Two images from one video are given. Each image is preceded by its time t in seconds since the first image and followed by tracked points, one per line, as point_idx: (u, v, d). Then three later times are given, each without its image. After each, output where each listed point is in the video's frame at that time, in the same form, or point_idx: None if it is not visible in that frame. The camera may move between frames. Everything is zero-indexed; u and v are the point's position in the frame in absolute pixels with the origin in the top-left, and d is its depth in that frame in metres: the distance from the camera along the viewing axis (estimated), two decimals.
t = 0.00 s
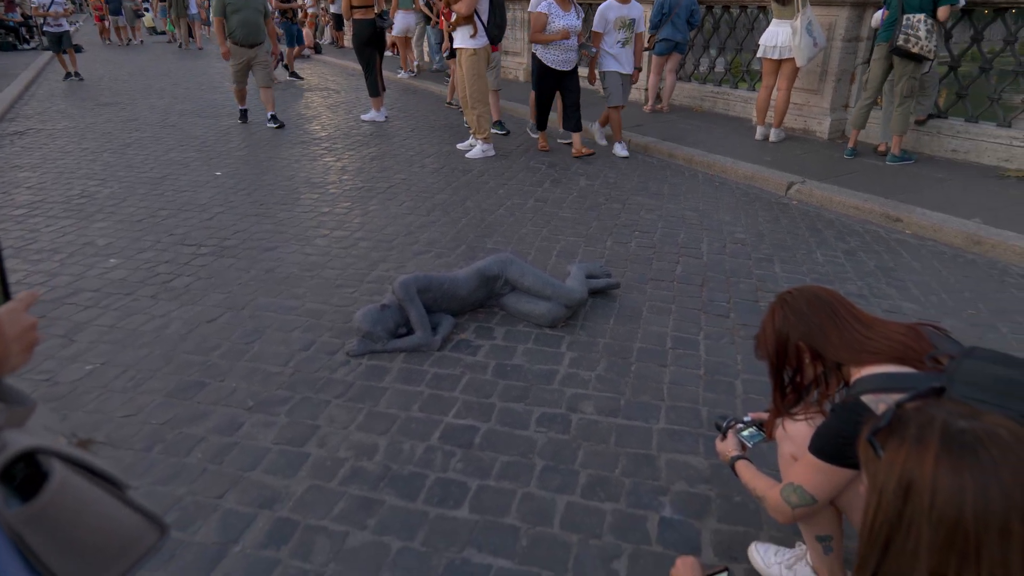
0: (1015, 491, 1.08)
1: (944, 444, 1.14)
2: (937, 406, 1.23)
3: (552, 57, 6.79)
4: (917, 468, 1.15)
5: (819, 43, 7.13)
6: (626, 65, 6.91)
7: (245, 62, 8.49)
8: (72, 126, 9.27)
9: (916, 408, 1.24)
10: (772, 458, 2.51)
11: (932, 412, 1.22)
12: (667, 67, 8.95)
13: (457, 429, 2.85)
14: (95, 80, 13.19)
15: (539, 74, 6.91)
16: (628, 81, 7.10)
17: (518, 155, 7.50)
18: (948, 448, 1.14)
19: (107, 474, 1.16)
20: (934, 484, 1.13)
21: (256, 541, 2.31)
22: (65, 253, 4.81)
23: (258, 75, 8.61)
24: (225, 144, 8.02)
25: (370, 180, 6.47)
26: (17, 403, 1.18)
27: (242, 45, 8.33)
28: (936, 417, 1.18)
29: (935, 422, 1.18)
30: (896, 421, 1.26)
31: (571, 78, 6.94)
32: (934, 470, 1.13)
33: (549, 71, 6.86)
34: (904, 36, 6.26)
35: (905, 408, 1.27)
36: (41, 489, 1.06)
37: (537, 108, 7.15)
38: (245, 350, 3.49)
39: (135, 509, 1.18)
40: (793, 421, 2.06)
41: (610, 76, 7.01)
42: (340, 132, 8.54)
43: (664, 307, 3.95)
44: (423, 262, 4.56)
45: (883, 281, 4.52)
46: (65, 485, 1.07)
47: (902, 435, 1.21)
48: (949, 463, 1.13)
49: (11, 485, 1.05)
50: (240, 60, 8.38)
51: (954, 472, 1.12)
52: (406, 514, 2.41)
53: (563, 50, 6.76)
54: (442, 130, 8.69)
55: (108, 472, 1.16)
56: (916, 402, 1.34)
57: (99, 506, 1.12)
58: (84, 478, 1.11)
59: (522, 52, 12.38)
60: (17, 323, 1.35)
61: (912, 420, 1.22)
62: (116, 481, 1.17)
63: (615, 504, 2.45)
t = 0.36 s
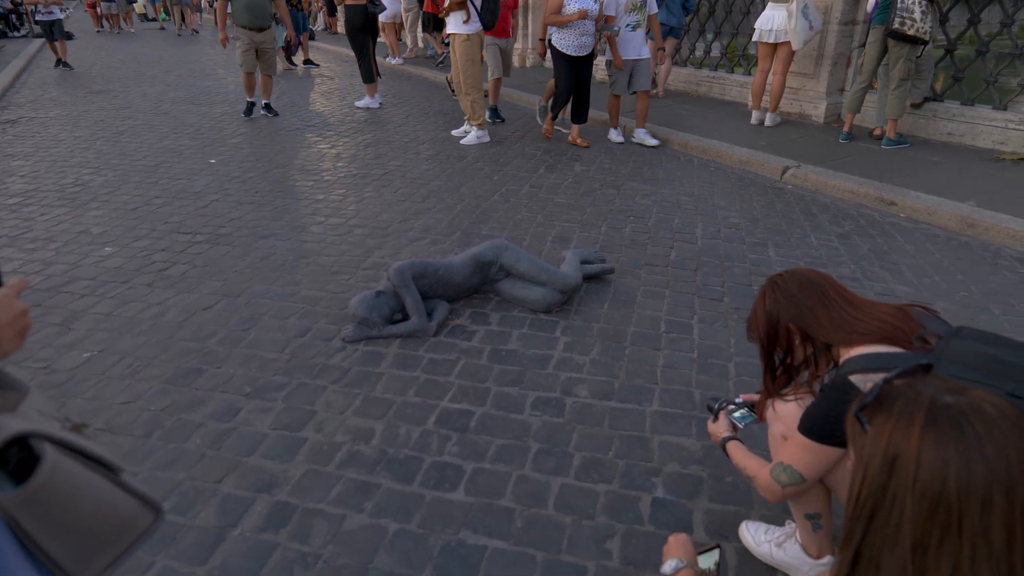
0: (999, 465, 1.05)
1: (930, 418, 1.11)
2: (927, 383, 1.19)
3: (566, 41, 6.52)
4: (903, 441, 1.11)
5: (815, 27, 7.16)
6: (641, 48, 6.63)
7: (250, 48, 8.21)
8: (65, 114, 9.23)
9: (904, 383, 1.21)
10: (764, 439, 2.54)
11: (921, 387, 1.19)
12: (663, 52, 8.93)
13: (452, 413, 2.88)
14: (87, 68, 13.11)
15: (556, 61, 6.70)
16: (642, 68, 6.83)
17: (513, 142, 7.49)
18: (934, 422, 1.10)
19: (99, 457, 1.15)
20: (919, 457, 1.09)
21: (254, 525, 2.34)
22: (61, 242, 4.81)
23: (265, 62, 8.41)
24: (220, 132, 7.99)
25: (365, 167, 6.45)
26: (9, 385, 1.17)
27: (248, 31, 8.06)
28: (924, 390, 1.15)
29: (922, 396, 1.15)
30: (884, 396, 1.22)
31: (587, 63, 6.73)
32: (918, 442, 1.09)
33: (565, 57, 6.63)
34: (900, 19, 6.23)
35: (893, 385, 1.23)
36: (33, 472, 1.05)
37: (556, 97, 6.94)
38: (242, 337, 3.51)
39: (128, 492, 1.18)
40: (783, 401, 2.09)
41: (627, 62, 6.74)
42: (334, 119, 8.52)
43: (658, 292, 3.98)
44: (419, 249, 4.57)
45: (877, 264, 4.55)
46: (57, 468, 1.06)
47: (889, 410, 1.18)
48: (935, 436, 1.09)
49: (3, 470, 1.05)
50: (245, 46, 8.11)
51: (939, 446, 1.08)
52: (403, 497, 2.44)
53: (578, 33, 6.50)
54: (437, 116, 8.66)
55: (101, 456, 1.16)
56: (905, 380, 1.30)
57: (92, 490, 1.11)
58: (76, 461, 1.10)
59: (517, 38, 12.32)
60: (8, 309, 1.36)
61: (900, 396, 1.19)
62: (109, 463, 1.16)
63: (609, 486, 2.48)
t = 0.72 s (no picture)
0: (975, 448, 1.08)
1: (908, 402, 1.14)
2: (905, 368, 1.22)
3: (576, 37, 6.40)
4: (882, 425, 1.14)
5: (809, 17, 7.15)
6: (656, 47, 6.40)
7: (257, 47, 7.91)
8: (58, 107, 9.19)
9: (885, 368, 1.23)
10: (754, 427, 2.56)
11: (900, 372, 1.21)
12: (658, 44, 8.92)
13: (446, 404, 2.90)
14: (80, 61, 13.04)
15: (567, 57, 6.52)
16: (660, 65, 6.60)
17: (507, 134, 7.49)
18: (912, 406, 1.13)
19: (89, 444, 1.16)
20: (897, 440, 1.12)
21: (249, 516, 2.35)
22: (55, 235, 4.80)
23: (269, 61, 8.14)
24: (213, 124, 7.97)
25: (359, 160, 6.45)
26: None
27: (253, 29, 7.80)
28: (902, 376, 1.18)
29: (902, 380, 1.18)
30: (865, 382, 1.25)
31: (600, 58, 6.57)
32: (897, 426, 1.12)
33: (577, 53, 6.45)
34: (894, 12, 6.25)
35: (874, 369, 1.26)
36: (23, 461, 1.06)
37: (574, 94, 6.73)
38: (237, 329, 3.52)
39: (119, 479, 1.19)
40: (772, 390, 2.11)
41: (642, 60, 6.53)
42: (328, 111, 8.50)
43: (651, 283, 4.00)
44: (413, 241, 4.58)
45: (869, 255, 4.57)
46: (47, 456, 1.07)
47: (869, 395, 1.20)
48: (913, 420, 1.12)
49: None
50: (252, 44, 7.83)
51: (917, 429, 1.11)
52: (397, 487, 2.47)
53: (588, 29, 6.38)
54: (431, 108, 8.65)
55: (93, 444, 1.17)
56: (887, 365, 1.33)
57: (83, 478, 1.12)
58: (66, 449, 1.11)
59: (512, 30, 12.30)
60: None
61: (880, 380, 1.22)
62: (99, 450, 1.17)
63: (600, 474, 2.51)
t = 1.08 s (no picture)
0: (957, 445, 1.09)
1: (892, 399, 1.14)
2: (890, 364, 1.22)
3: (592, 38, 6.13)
4: (867, 422, 1.15)
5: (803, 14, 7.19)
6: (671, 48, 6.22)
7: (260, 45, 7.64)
8: (51, 107, 9.15)
9: (870, 365, 1.24)
10: (746, 424, 2.58)
11: (884, 368, 1.22)
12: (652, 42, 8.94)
13: (440, 403, 2.91)
14: (73, 60, 12.97)
15: (580, 60, 6.26)
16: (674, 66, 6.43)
17: (502, 133, 7.48)
18: (896, 402, 1.14)
19: (78, 441, 1.15)
20: (881, 437, 1.13)
21: (243, 515, 2.35)
22: (48, 235, 4.79)
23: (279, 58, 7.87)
24: (207, 123, 7.95)
25: (353, 159, 6.44)
26: None
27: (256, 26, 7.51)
28: (886, 372, 1.18)
29: (886, 377, 1.18)
30: (850, 379, 1.25)
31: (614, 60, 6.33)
32: (880, 423, 1.13)
33: (590, 56, 6.21)
34: (888, 11, 6.27)
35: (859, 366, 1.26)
36: (11, 457, 1.05)
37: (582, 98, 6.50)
38: (231, 328, 3.52)
39: (107, 476, 1.18)
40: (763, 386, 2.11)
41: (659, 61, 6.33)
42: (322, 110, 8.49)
43: (645, 281, 4.01)
44: (407, 240, 4.58)
45: (862, 252, 4.59)
46: (35, 453, 1.06)
47: (854, 392, 1.21)
48: (897, 416, 1.13)
49: None
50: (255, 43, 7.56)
51: (900, 425, 1.12)
52: (390, 485, 2.47)
53: (604, 30, 6.13)
54: (425, 107, 8.65)
55: (82, 441, 1.16)
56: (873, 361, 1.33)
57: (71, 475, 1.12)
58: (54, 446, 1.10)
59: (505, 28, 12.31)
60: None
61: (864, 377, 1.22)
62: (88, 448, 1.16)
63: (593, 472, 2.52)
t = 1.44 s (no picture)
0: (946, 449, 1.09)
1: (881, 402, 1.14)
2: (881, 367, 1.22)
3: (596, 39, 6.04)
4: (856, 425, 1.15)
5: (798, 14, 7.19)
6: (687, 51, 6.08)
7: (271, 51, 7.37)
8: (44, 107, 9.11)
9: (860, 369, 1.24)
10: (738, 424, 2.58)
11: (875, 370, 1.22)
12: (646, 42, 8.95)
13: (432, 403, 2.90)
14: (66, 61, 12.92)
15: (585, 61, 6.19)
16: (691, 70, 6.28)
17: (496, 133, 7.48)
18: (886, 406, 1.14)
19: (62, 445, 1.13)
20: (870, 441, 1.13)
21: (234, 516, 2.35)
22: (40, 236, 4.76)
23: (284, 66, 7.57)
24: (201, 124, 7.93)
25: (346, 159, 6.43)
26: None
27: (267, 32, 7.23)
28: (876, 376, 1.18)
29: (877, 381, 1.18)
30: (840, 381, 1.25)
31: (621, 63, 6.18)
32: (869, 427, 1.13)
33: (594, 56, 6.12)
34: (881, 10, 6.29)
35: (850, 369, 1.26)
36: None
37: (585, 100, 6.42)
38: (223, 329, 3.51)
39: (93, 480, 1.15)
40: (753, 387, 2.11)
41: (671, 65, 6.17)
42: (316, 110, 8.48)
43: (638, 281, 4.01)
44: (400, 240, 4.57)
45: (855, 252, 4.60)
46: (15, 458, 1.06)
47: (843, 395, 1.21)
48: (886, 419, 1.13)
49: None
50: (266, 49, 7.30)
51: (890, 430, 1.12)
52: (382, 486, 2.47)
53: (610, 30, 6.01)
54: (420, 107, 8.64)
55: (65, 445, 1.14)
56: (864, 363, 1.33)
57: (52, 480, 1.10)
58: (37, 452, 1.09)
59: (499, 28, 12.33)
60: None
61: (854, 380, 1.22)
62: (72, 452, 1.14)
63: (586, 473, 2.52)
